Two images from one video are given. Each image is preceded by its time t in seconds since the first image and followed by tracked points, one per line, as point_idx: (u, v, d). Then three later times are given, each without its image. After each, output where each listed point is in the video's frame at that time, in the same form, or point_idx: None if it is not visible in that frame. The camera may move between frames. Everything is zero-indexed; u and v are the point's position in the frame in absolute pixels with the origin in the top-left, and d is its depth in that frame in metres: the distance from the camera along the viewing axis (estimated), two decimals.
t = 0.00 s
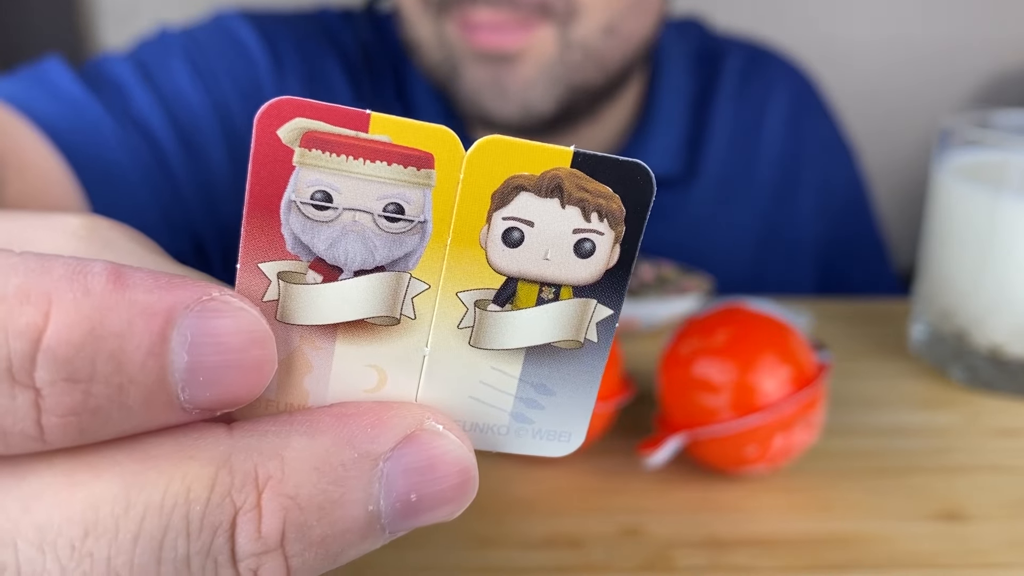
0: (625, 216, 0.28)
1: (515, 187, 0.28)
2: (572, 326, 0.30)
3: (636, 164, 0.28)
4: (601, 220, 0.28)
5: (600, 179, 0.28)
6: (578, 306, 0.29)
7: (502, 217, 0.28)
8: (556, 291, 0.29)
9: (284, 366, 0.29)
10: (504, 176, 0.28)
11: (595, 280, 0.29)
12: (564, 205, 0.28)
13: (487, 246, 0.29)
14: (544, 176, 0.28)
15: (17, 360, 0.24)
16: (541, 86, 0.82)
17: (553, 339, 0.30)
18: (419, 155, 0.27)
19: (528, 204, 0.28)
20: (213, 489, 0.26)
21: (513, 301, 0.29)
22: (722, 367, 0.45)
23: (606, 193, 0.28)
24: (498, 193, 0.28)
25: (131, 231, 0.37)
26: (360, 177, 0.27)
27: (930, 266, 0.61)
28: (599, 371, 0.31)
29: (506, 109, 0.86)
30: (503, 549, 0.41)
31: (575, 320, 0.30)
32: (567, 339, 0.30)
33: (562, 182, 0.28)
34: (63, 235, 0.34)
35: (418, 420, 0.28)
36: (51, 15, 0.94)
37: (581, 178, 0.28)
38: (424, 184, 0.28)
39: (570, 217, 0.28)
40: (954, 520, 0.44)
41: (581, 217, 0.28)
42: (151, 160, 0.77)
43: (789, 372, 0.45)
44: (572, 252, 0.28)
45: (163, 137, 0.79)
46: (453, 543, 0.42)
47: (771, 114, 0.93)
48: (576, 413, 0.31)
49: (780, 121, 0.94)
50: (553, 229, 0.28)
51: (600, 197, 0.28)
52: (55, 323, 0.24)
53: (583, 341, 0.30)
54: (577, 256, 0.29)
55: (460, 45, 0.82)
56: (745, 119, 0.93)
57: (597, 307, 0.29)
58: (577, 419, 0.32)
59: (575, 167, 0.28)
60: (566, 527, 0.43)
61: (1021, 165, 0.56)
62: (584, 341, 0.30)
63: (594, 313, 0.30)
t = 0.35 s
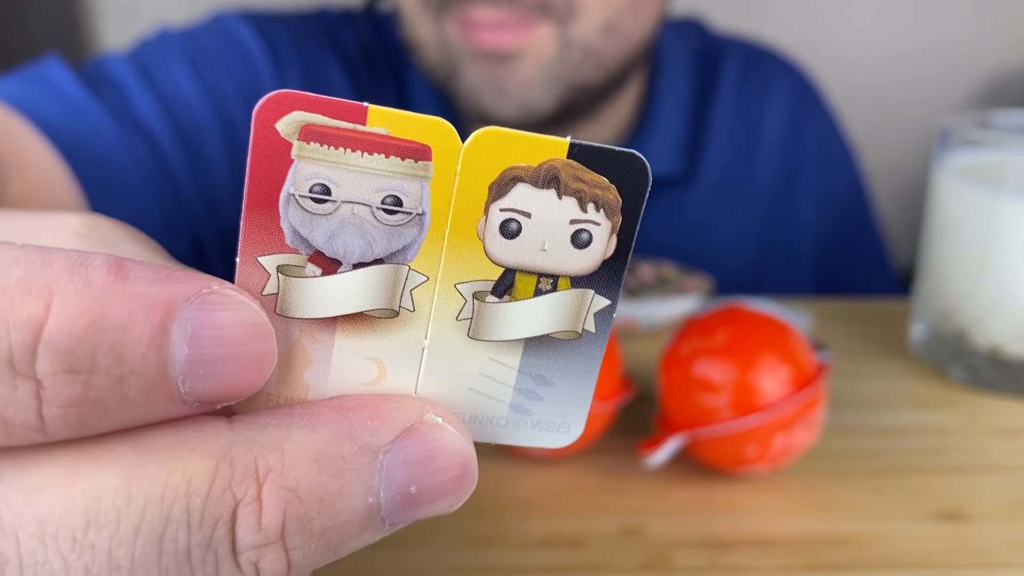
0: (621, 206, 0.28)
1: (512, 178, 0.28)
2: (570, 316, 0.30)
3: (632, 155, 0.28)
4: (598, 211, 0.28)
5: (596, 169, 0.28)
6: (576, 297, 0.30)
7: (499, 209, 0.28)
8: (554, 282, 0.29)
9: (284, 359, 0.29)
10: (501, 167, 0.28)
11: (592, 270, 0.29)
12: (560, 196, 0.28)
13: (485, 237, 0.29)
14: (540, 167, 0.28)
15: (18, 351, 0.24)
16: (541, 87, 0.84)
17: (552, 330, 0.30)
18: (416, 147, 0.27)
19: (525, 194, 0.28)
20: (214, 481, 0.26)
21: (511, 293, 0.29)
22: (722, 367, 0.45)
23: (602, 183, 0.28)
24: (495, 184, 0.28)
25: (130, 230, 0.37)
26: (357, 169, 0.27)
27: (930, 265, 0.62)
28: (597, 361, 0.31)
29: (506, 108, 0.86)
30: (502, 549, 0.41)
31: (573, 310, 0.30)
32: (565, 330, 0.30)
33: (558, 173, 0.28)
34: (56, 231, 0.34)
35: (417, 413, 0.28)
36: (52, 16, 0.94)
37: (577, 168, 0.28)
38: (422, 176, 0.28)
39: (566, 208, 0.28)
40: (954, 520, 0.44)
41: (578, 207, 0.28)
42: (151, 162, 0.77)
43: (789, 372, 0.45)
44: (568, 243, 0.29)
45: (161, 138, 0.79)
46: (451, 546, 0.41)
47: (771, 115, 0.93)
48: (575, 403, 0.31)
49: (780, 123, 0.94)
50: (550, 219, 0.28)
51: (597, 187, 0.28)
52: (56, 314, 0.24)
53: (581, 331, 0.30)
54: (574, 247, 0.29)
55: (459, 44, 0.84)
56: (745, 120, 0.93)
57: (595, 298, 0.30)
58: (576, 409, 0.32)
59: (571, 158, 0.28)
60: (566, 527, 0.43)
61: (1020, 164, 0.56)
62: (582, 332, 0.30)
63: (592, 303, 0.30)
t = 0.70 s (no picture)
0: (625, 199, 0.28)
1: (517, 170, 0.28)
2: (575, 311, 0.30)
3: (634, 149, 0.28)
4: (602, 203, 0.28)
5: (600, 162, 0.28)
6: (581, 290, 0.29)
7: (503, 202, 0.28)
8: (559, 275, 0.29)
9: (291, 351, 0.29)
10: (506, 160, 0.28)
11: (596, 263, 0.29)
12: (565, 188, 0.28)
13: (490, 230, 0.29)
14: (545, 159, 0.28)
15: (34, 334, 0.24)
16: (542, 86, 0.83)
17: (557, 324, 0.30)
18: (423, 139, 0.28)
19: (530, 187, 0.28)
20: (221, 471, 0.26)
21: (516, 286, 0.29)
22: (722, 367, 0.45)
23: (605, 176, 0.28)
24: (500, 177, 0.28)
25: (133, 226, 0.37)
26: (365, 161, 0.27)
27: (930, 266, 0.62)
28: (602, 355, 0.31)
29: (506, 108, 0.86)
30: (505, 549, 0.41)
31: (578, 304, 0.30)
32: (570, 324, 0.30)
33: (562, 166, 0.28)
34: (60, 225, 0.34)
35: (423, 406, 0.28)
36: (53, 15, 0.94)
37: (580, 160, 0.28)
38: (428, 168, 0.28)
39: (571, 201, 0.28)
40: (954, 520, 0.44)
41: (582, 200, 0.28)
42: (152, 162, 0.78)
43: (789, 372, 0.45)
44: (573, 236, 0.29)
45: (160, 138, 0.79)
46: (452, 544, 0.41)
47: (771, 115, 0.93)
48: (581, 399, 0.31)
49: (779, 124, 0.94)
50: (554, 213, 0.28)
51: (601, 180, 0.28)
52: (71, 299, 0.24)
53: (585, 325, 0.30)
54: (579, 240, 0.29)
55: (459, 43, 0.83)
56: (746, 119, 0.93)
57: (599, 292, 0.29)
58: (582, 404, 0.31)
59: (575, 151, 0.28)
60: (565, 528, 0.43)
61: (1020, 164, 0.56)
62: (587, 326, 0.30)
63: (596, 298, 0.30)
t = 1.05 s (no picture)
0: (616, 219, 0.29)
1: (509, 190, 0.29)
2: (573, 333, 0.30)
3: (624, 171, 0.29)
4: (593, 223, 0.29)
5: (589, 182, 0.29)
6: (578, 311, 0.29)
7: (498, 221, 0.29)
8: (555, 295, 0.29)
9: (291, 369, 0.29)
10: (497, 179, 0.29)
11: (591, 284, 0.29)
12: (556, 208, 0.29)
13: (486, 247, 0.29)
14: (535, 179, 0.29)
15: (75, 332, 0.26)
16: (542, 85, 0.86)
17: (555, 347, 0.30)
18: (424, 163, 0.29)
19: (521, 206, 0.29)
20: (205, 484, 0.26)
21: (513, 306, 0.29)
22: (721, 367, 0.45)
23: (595, 197, 0.29)
24: (493, 197, 0.29)
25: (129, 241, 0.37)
26: (370, 183, 0.29)
27: (929, 265, 0.62)
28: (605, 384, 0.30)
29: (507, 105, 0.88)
30: (503, 549, 0.41)
31: (577, 327, 0.30)
32: (568, 348, 0.30)
33: (553, 186, 0.29)
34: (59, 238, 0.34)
35: (416, 434, 0.28)
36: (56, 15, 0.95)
37: (570, 181, 0.29)
38: (426, 188, 0.29)
39: (562, 220, 0.29)
40: (953, 520, 0.44)
41: (574, 220, 0.29)
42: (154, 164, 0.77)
43: (788, 372, 0.46)
44: (567, 255, 0.29)
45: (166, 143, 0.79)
46: (451, 545, 0.41)
47: (770, 115, 0.94)
48: (584, 433, 0.30)
49: (780, 123, 0.94)
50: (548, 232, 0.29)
51: (591, 200, 0.29)
52: (111, 303, 0.26)
53: (585, 350, 0.30)
54: (572, 259, 0.29)
55: (463, 45, 0.85)
56: (744, 120, 0.94)
57: (596, 314, 0.29)
58: (586, 439, 0.30)
59: (564, 171, 0.29)
60: (568, 527, 0.43)
61: (1019, 164, 0.56)
62: (586, 351, 0.30)
63: (594, 320, 0.29)
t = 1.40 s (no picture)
0: (617, 224, 0.29)
1: (510, 190, 0.28)
2: (562, 332, 0.30)
3: (628, 176, 0.28)
4: (593, 227, 0.29)
5: (593, 186, 0.28)
6: (569, 312, 0.30)
7: (495, 221, 0.29)
8: (548, 297, 0.29)
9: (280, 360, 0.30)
10: (498, 179, 0.28)
11: (584, 287, 0.29)
12: (556, 211, 0.28)
13: (480, 247, 0.29)
14: (536, 180, 0.28)
15: (34, 338, 0.25)
16: (550, 89, 0.84)
17: (543, 344, 0.30)
18: (416, 156, 0.28)
19: (521, 208, 0.28)
20: (200, 481, 0.26)
21: (504, 306, 0.30)
22: (722, 367, 0.45)
23: (598, 201, 0.28)
24: (492, 195, 0.28)
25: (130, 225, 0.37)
26: (359, 175, 0.28)
27: (929, 265, 0.62)
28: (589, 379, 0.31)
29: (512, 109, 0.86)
30: (502, 549, 0.41)
31: (565, 326, 0.30)
32: (558, 346, 0.30)
33: (554, 188, 0.28)
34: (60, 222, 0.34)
35: (406, 422, 0.28)
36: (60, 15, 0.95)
37: (573, 184, 0.28)
38: (420, 184, 0.28)
39: (562, 223, 0.28)
40: (953, 520, 0.44)
41: (574, 223, 0.28)
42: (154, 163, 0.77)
43: (789, 372, 0.46)
44: (564, 260, 0.29)
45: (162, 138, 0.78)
46: (450, 545, 0.41)
47: (772, 115, 0.94)
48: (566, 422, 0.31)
49: (780, 123, 0.94)
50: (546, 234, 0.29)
51: (593, 204, 0.28)
52: (73, 305, 0.25)
53: (572, 348, 0.30)
54: (569, 263, 0.29)
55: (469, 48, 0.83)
56: (745, 120, 0.93)
57: (587, 315, 0.30)
58: (566, 428, 0.31)
59: (568, 174, 0.28)
60: (566, 527, 0.43)
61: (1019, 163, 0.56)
62: (575, 349, 0.30)
63: (584, 320, 0.30)
